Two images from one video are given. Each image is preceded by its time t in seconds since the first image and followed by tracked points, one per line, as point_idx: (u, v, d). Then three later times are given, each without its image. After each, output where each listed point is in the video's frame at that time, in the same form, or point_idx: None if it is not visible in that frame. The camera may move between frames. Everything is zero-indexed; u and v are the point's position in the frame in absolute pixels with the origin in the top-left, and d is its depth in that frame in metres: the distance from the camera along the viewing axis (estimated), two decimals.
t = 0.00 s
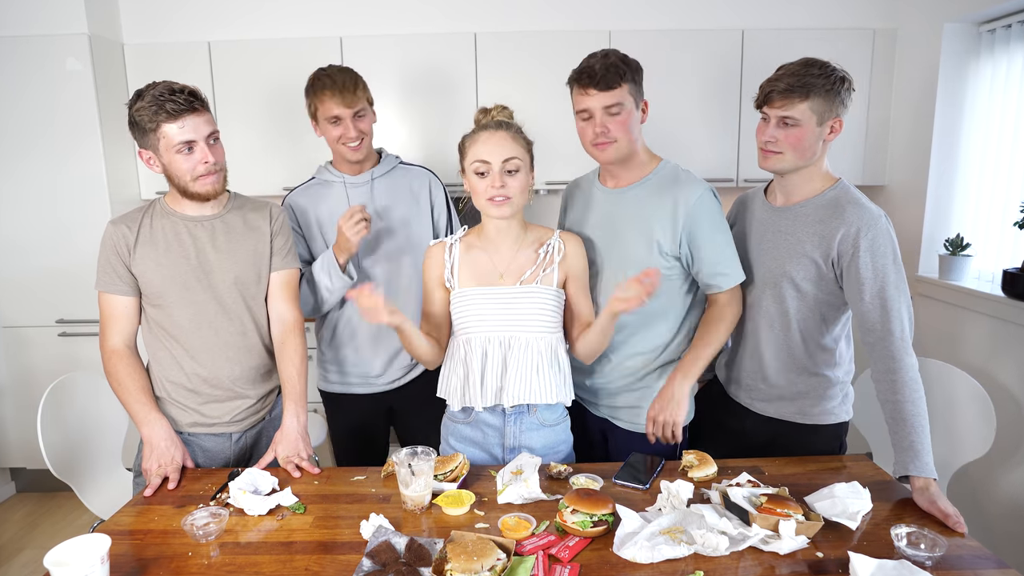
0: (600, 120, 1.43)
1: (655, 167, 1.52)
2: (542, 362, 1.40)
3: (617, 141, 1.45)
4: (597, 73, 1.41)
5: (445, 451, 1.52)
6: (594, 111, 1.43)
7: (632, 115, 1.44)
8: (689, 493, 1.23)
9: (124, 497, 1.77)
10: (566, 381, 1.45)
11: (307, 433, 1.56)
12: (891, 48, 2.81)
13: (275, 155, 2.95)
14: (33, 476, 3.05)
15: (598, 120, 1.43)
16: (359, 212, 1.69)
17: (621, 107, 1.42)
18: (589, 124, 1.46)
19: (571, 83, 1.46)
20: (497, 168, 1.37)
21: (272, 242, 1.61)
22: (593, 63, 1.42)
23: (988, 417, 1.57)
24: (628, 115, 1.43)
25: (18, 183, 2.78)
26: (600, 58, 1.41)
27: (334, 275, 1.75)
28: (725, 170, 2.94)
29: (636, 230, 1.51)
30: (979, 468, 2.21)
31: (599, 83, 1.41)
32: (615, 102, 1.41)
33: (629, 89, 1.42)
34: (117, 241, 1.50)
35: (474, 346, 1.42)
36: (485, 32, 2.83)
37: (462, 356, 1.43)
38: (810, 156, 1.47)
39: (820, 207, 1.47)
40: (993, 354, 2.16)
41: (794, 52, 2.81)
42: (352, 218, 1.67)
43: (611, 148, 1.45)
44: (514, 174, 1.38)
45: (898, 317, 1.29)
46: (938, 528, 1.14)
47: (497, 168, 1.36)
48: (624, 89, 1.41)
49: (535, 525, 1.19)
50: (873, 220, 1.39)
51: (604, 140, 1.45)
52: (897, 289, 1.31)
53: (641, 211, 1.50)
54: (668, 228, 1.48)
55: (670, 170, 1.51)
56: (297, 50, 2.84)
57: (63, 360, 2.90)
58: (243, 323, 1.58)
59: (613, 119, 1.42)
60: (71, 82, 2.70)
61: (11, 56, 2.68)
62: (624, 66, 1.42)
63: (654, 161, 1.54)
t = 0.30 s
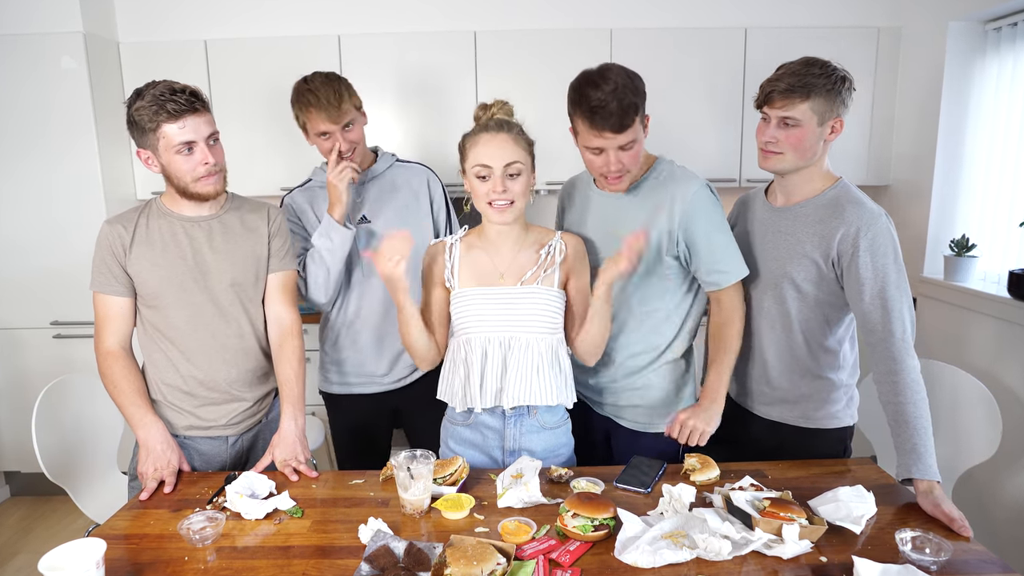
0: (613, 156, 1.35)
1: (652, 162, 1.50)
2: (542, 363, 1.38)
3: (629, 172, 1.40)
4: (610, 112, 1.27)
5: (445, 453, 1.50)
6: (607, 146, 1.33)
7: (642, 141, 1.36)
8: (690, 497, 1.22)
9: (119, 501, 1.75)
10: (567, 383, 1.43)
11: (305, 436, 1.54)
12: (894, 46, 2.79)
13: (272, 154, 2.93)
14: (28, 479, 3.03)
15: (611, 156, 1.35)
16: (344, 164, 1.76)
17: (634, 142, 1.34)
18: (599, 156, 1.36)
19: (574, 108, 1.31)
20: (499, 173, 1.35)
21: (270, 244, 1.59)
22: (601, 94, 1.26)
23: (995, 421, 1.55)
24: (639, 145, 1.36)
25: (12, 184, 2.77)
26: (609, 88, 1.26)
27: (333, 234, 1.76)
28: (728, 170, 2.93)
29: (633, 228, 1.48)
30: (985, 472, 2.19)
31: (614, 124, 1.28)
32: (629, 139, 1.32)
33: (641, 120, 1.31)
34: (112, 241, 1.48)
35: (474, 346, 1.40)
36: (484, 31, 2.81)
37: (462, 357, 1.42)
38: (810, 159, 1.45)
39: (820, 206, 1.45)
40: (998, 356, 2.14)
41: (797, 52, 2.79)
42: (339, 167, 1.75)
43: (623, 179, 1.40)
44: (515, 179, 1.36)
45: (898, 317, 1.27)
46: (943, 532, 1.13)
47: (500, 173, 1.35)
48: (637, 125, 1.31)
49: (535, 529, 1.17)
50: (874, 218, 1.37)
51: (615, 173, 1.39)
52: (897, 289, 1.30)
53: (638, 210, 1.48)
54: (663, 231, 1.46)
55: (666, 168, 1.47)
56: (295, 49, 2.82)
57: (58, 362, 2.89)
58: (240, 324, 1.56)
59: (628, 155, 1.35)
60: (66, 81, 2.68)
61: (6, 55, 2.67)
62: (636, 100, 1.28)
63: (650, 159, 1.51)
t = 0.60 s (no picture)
0: (620, 185, 1.29)
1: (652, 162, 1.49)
2: (544, 365, 1.37)
3: (634, 199, 1.35)
4: (620, 143, 1.21)
5: (445, 457, 1.48)
6: (615, 176, 1.28)
7: (648, 169, 1.31)
8: (693, 501, 1.20)
9: (114, 505, 1.73)
10: (568, 385, 1.41)
11: (303, 439, 1.53)
12: (899, 44, 2.77)
13: (270, 154, 2.91)
14: (22, 483, 3.01)
15: (619, 185, 1.29)
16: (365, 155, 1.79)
17: (640, 168, 1.28)
18: (605, 185, 1.31)
19: (582, 137, 1.25)
20: (512, 166, 1.34)
21: (268, 245, 1.58)
22: (609, 123, 1.21)
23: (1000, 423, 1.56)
24: (645, 173, 1.31)
25: (8, 184, 2.75)
26: (618, 117, 1.20)
27: (345, 221, 1.76)
28: (730, 170, 2.91)
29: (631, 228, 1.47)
30: (991, 476, 2.18)
31: (622, 155, 1.23)
32: (637, 168, 1.27)
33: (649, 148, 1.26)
34: (108, 241, 1.47)
35: (474, 349, 1.38)
36: (485, 29, 2.79)
37: (462, 360, 1.40)
38: (827, 162, 1.42)
39: (830, 207, 1.43)
40: (1004, 358, 2.12)
41: (799, 51, 2.78)
42: (359, 157, 1.78)
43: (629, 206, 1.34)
44: (527, 175, 1.36)
45: (909, 320, 1.25)
46: (948, 536, 1.11)
47: (513, 168, 1.34)
48: (644, 153, 1.26)
49: (536, 533, 1.15)
50: (887, 218, 1.34)
51: (621, 201, 1.34)
52: (909, 291, 1.27)
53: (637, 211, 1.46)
54: (662, 235, 1.43)
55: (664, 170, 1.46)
56: (293, 47, 2.80)
57: (53, 364, 2.87)
58: (239, 325, 1.55)
59: (634, 184, 1.29)
60: (61, 80, 2.67)
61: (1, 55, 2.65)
62: (642, 129, 1.22)
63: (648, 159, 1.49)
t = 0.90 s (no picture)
0: (627, 203, 1.28)
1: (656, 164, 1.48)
2: (544, 368, 1.35)
3: (641, 215, 1.33)
4: (629, 166, 1.19)
5: (444, 461, 1.46)
6: (623, 195, 1.26)
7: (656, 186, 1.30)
8: (695, 505, 1.19)
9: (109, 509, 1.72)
10: (568, 387, 1.39)
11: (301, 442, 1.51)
12: (903, 43, 2.75)
13: (268, 154, 2.90)
14: (17, 486, 2.99)
15: (627, 203, 1.28)
16: (385, 157, 1.78)
17: (649, 187, 1.26)
18: (613, 202, 1.30)
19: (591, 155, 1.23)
20: (516, 173, 1.32)
21: (267, 247, 1.56)
22: (620, 145, 1.18)
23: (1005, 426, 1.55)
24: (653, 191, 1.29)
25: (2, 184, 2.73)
26: (629, 139, 1.18)
27: (357, 222, 1.74)
28: (733, 170, 2.89)
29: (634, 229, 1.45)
30: (998, 480, 2.16)
31: (631, 176, 1.21)
32: (647, 188, 1.25)
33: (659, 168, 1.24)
34: (105, 241, 1.45)
35: (474, 351, 1.37)
36: (484, 27, 2.77)
37: (462, 361, 1.38)
38: (848, 165, 1.39)
39: (847, 209, 1.41)
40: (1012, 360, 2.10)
41: (801, 50, 2.76)
42: (381, 160, 1.76)
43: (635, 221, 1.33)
44: (531, 181, 1.35)
45: (931, 324, 1.24)
46: (953, 541, 1.09)
47: (518, 174, 1.32)
48: (654, 174, 1.24)
49: (536, 537, 1.14)
50: (909, 220, 1.32)
51: (628, 217, 1.32)
52: (932, 296, 1.26)
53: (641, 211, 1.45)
54: (668, 236, 1.42)
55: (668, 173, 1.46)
56: (291, 46, 2.79)
57: (48, 367, 2.85)
58: (238, 327, 1.53)
59: (642, 202, 1.28)
60: (56, 78, 2.65)
61: None
62: (653, 151, 1.20)
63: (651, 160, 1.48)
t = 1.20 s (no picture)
0: (634, 202, 1.26)
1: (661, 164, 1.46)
2: (544, 373, 1.34)
3: (647, 218, 1.32)
4: (641, 164, 1.17)
5: (442, 464, 1.44)
6: (631, 194, 1.24)
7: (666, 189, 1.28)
8: (698, 508, 1.17)
9: (103, 513, 1.70)
10: (568, 391, 1.38)
11: (298, 446, 1.49)
12: (907, 42, 2.73)
13: (263, 153, 2.88)
14: (11, 489, 2.97)
15: (634, 202, 1.26)
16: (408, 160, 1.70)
17: (659, 190, 1.25)
18: (620, 200, 1.28)
19: (605, 148, 1.21)
20: (516, 174, 1.31)
21: (264, 248, 1.55)
22: (635, 140, 1.17)
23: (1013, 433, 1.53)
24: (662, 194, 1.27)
25: None
26: (644, 136, 1.16)
27: (371, 226, 1.70)
28: (735, 170, 2.87)
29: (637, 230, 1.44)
30: (1003, 484, 2.14)
31: (642, 174, 1.19)
32: (656, 189, 1.23)
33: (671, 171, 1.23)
34: (100, 242, 1.43)
35: (473, 356, 1.35)
36: (483, 26, 2.76)
37: (461, 366, 1.36)
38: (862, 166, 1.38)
39: (858, 209, 1.39)
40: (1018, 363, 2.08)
41: (804, 50, 2.74)
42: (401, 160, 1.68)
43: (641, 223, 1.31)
44: (531, 181, 1.33)
45: (938, 325, 1.22)
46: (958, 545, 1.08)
47: (518, 175, 1.31)
48: (666, 177, 1.22)
49: (537, 541, 1.12)
50: (920, 218, 1.30)
51: (634, 218, 1.31)
52: (940, 295, 1.24)
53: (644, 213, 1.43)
54: (674, 239, 1.40)
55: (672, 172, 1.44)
56: (289, 45, 2.77)
57: (43, 369, 2.83)
58: (236, 329, 1.52)
59: (649, 204, 1.26)
60: (50, 77, 2.63)
61: None
62: (667, 153, 1.18)
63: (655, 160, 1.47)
